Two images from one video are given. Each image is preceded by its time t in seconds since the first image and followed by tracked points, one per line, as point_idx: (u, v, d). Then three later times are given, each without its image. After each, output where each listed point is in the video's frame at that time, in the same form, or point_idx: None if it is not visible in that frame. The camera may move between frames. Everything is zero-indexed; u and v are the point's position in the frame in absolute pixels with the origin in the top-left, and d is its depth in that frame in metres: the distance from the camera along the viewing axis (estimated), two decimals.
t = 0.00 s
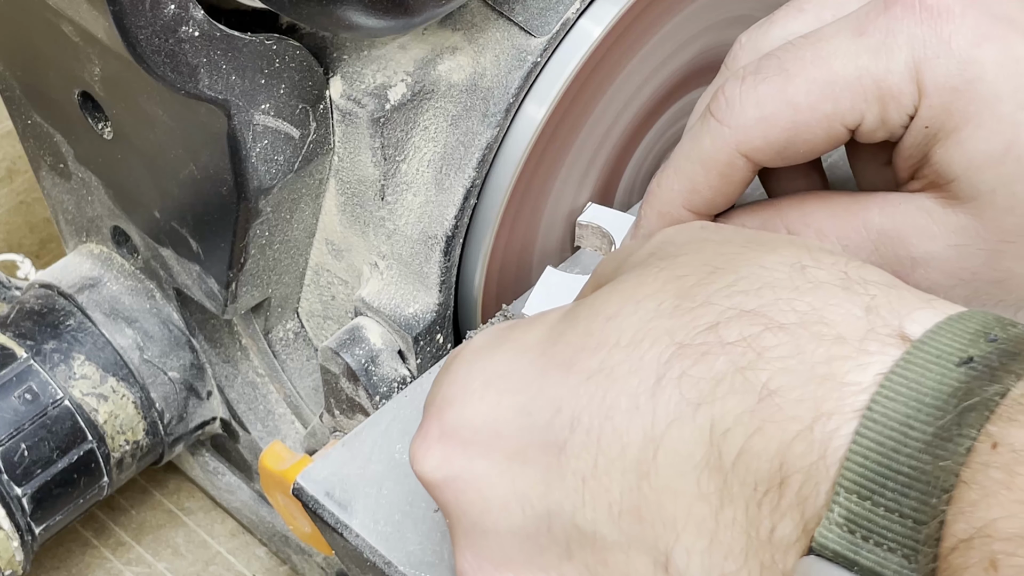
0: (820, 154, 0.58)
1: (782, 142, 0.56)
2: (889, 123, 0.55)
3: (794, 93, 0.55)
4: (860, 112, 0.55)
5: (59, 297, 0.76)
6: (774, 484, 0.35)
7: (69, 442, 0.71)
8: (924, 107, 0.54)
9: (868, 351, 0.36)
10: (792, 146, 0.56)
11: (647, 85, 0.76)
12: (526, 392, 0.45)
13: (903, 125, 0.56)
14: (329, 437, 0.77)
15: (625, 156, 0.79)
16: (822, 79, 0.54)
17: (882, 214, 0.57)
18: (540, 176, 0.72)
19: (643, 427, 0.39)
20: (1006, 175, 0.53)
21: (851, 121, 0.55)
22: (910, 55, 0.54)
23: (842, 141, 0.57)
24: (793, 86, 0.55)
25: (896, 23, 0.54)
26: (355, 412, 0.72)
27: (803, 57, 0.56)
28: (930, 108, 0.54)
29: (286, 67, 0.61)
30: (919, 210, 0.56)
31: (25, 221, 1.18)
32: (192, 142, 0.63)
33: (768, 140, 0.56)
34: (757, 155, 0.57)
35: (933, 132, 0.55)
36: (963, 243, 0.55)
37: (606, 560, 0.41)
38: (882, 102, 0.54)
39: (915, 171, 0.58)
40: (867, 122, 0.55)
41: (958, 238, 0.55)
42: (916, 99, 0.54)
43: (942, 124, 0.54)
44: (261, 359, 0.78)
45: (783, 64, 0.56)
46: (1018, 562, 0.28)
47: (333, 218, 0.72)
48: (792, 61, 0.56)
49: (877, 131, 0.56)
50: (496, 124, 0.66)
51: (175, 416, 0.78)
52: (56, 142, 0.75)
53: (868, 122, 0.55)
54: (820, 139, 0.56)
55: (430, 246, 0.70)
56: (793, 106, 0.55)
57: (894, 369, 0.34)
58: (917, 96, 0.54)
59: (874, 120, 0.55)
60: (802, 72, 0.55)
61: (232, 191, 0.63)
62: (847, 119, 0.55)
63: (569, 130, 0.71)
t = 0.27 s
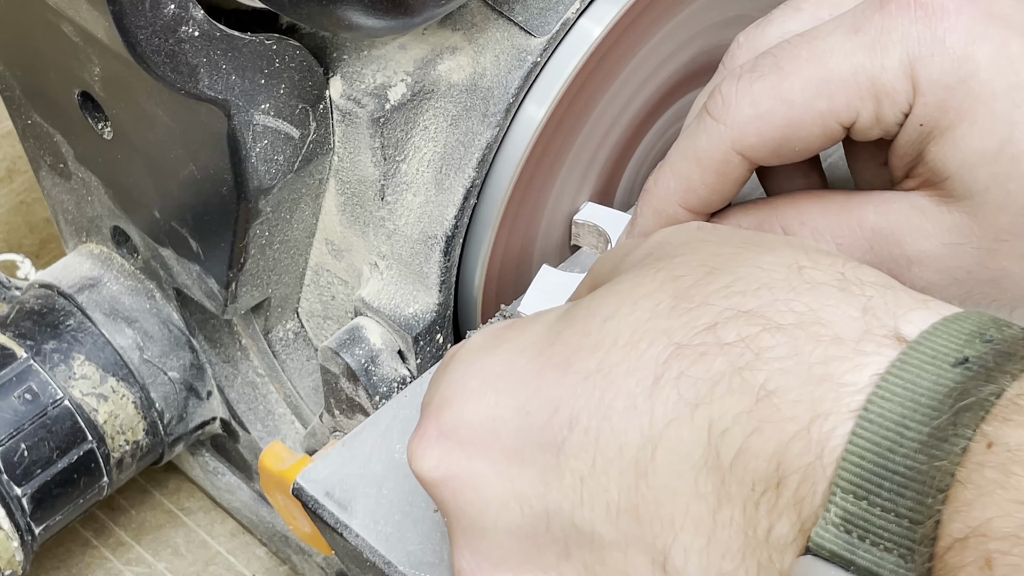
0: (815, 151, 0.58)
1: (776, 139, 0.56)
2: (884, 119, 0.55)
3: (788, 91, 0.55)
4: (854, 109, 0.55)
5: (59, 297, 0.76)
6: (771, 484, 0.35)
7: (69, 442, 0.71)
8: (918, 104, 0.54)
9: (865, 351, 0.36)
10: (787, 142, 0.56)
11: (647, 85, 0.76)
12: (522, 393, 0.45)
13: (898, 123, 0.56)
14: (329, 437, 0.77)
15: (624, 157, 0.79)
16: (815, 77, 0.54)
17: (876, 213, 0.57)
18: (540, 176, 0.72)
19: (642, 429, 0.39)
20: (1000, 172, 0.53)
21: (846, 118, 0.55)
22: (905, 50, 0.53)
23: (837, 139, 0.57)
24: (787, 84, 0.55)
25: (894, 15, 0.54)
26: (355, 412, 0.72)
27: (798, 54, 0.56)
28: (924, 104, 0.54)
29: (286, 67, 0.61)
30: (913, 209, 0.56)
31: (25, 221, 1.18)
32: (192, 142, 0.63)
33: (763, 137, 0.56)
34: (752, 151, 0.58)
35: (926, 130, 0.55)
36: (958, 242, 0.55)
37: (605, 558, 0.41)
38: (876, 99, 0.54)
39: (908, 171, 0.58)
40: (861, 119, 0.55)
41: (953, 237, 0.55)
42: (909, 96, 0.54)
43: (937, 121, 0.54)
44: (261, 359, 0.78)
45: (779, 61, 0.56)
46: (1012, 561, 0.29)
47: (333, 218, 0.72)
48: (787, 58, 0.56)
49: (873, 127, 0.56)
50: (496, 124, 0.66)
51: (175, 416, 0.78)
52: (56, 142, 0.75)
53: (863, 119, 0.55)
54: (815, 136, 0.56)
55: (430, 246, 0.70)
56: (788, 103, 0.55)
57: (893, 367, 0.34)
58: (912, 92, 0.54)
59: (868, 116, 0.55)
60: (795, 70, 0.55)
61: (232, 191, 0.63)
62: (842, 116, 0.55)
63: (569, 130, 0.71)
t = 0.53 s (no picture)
0: (812, 150, 0.58)
1: (773, 138, 0.56)
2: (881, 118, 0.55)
3: (785, 90, 0.55)
4: (850, 108, 0.55)
5: (59, 297, 0.76)
6: (769, 487, 0.35)
7: (69, 442, 0.71)
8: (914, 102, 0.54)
9: (861, 355, 0.36)
10: (784, 142, 0.56)
11: (647, 85, 0.76)
12: (520, 394, 0.44)
13: (894, 121, 0.56)
14: (328, 437, 0.77)
15: (625, 157, 0.79)
16: (812, 76, 0.54)
17: (872, 214, 0.57)
18: (540, 176, 0.72)
19: (641, 432, 0.39)
20: (996, 172, 0.53)
21: (842, 117, 0.55)
22: (901, 51, 0.54)
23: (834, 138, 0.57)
24: (783, 83, 0.55)
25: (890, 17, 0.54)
26: (355, 412, 0.72)
27: (794, 54, 0.56)
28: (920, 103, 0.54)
29: (286, 67, 0.61)
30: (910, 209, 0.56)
31: (25, 221, 1.18)
32: (192, 142, 0.63)
33: (759, 136, 0.56)
34: (748, 151, 0.58)
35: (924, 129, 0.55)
36: (954, 242, 0.55)
37: (604, 560, 0.41)
38: (872, 98, 0.54)
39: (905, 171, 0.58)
40: (858, 118, 0.55)
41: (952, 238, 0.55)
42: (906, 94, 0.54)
43: (932, 120, 0.54)
44: (261, 359, 0.78)
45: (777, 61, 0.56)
46: (1005, 564, 0.29)
47: (333, 218, 0.72)
48: (783, 58, 0.56)
49: (869, 126, 0.56)
50: (496, 124, 0.66)
51: (175, 416, 0.78)
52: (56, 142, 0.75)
53: (860, 118, 0.56)
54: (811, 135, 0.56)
55: (430, 246, 0.70)
56: (785, 102, 0.55)
57: (889, 371, 0.34)
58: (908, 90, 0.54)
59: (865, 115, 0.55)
60: (792, 69, 0.55)
61: (232, 191, 0.63)
62: (838, 116, 0.55)
63: (569, 130, 0.71)
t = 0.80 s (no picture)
0: (809, 150, 0.58)
1: (771, 137, 0.56)
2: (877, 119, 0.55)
3: (783, 89, 0.55)
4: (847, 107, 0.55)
5: (59, 297, 0.76)
6: (773, 489, 0.35)
7: (69, 442, 0.71)
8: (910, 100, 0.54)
9: (865, 358, 0.36)
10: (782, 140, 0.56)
11: (647, 85, 0.76)
12: (524, 397, 0.44)
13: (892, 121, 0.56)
14: (328, 437, 0.77)
15: (625, 157, 0.79)
16: (810, 75, 0.54)
17: (869, 215, 0.57)
18: (540, 176, 0.72)
19: (644, 434, 0.39)
20: (993, 171, 0.53)
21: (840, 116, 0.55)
22: (899, 49, 0.54)
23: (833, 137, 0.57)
24: (781, 82, 0.55)
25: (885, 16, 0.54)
26: (355, 412, 0.72)
27: (791, 53, 0.56)
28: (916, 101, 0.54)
29: (286, 67, 0.61)
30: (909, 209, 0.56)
31: (25, 221, 1.18)
32: (192, 142, 0.63)
33: (756, 136, 0.56)
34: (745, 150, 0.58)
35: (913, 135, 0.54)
36: (951, 243, 0.55)
37: (605, 561, 0.41)
38: (869, 97, 0.54)
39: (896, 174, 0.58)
40: (855, 117, 0.55)
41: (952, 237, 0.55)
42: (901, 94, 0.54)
43: (929, 119, 0.54)
44: (261, 358, 0.78)
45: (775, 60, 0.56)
46: (1008, 566, 0.29)
47: (333, 218, 0.72)
48: (782, 57, 0.56)
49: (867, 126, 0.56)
50: (496, 124, 0.66)
51: (175, 416, 0.78)
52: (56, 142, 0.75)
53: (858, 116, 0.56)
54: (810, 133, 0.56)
55: (430, 246, 0.70)
56: (783, 102, 0.55)
57: (892, 374, 0.34)
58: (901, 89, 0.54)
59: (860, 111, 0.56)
60: (790, 68, 0.55)
61: (232, 191, 0.63)
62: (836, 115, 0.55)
63: (569, 130, 0.71)
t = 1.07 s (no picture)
0: (816, 151, 0.57)
1: (778, 138, 0.56)
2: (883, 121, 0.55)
3: (789, 91, 0.55)
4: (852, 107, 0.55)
5: (59, 297, 0.76)
6: (776, 493, 0.35)
7: (69, 442, 0.71)
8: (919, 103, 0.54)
9: (870, 362, 0.36)
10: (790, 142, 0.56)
11: (647, 85, 0.76)
12: (528, 397, 0.44)
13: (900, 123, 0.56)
14: (329, 437, 0.77)
15: (625, 157, 0.79)
16: (816, 76, 0.54)
17: (879, 220, 0.56)
18: (540, 176, 0.72)
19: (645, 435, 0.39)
20: (1004, 172, 0.53)
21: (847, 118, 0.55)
22: (907, 52, 0.54)
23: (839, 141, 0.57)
24: (787, 84, 0.55)
25: (892, 20, 0.54)
26: (355, 412, 0.72)
27: (797, 54, 0.55)
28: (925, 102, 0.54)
29: (286, 67, 0.61)
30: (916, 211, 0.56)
31: (25, 221, 1.18)
32: (192, 142, 0.63)
33: (763, 138, 0.56)
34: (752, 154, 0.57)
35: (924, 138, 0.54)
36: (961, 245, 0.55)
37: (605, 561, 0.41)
38: (877, 98, 0.54)
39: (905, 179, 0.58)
40: (863, 119, 0.55)
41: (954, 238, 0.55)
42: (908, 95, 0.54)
43: (940, 121, 0.54)
44: (261, 359, 0.78)
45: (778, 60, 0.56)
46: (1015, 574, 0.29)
47: (333, 218, 0.72)
48: (787, 58, 0.56)
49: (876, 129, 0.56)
50: (496, 124, 0.66)
51: (175, 416, 0.78)
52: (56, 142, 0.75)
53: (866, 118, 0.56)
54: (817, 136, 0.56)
55: (430, 246, 0.70)
56: (789, 103, 0.55)
57: (898, 380, 0.34)
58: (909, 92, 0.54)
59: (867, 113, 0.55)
60: (795, 69, 0.55)
61: (232, 191, 0.63)
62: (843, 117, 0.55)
63: (569, 130, 0.71)
